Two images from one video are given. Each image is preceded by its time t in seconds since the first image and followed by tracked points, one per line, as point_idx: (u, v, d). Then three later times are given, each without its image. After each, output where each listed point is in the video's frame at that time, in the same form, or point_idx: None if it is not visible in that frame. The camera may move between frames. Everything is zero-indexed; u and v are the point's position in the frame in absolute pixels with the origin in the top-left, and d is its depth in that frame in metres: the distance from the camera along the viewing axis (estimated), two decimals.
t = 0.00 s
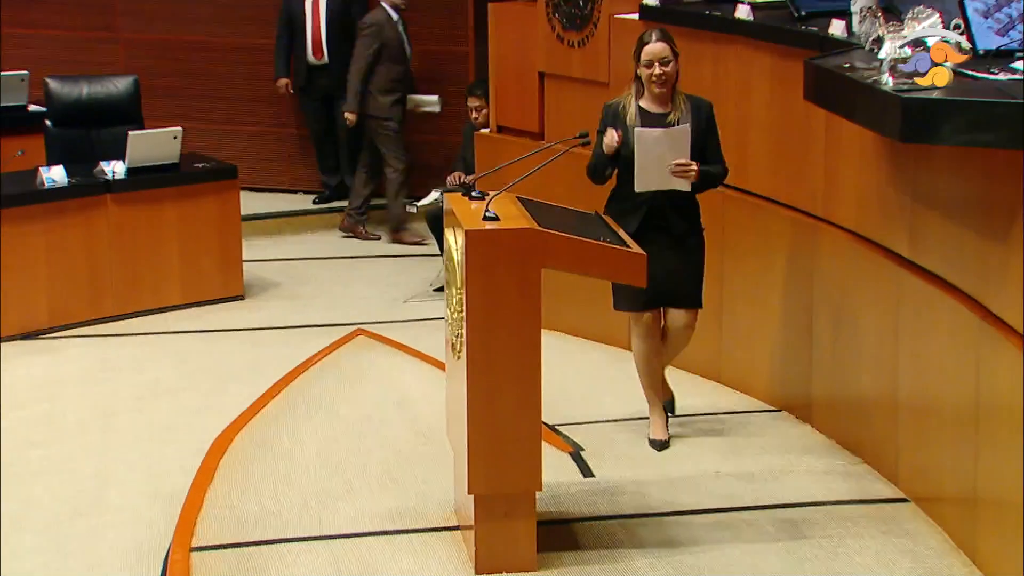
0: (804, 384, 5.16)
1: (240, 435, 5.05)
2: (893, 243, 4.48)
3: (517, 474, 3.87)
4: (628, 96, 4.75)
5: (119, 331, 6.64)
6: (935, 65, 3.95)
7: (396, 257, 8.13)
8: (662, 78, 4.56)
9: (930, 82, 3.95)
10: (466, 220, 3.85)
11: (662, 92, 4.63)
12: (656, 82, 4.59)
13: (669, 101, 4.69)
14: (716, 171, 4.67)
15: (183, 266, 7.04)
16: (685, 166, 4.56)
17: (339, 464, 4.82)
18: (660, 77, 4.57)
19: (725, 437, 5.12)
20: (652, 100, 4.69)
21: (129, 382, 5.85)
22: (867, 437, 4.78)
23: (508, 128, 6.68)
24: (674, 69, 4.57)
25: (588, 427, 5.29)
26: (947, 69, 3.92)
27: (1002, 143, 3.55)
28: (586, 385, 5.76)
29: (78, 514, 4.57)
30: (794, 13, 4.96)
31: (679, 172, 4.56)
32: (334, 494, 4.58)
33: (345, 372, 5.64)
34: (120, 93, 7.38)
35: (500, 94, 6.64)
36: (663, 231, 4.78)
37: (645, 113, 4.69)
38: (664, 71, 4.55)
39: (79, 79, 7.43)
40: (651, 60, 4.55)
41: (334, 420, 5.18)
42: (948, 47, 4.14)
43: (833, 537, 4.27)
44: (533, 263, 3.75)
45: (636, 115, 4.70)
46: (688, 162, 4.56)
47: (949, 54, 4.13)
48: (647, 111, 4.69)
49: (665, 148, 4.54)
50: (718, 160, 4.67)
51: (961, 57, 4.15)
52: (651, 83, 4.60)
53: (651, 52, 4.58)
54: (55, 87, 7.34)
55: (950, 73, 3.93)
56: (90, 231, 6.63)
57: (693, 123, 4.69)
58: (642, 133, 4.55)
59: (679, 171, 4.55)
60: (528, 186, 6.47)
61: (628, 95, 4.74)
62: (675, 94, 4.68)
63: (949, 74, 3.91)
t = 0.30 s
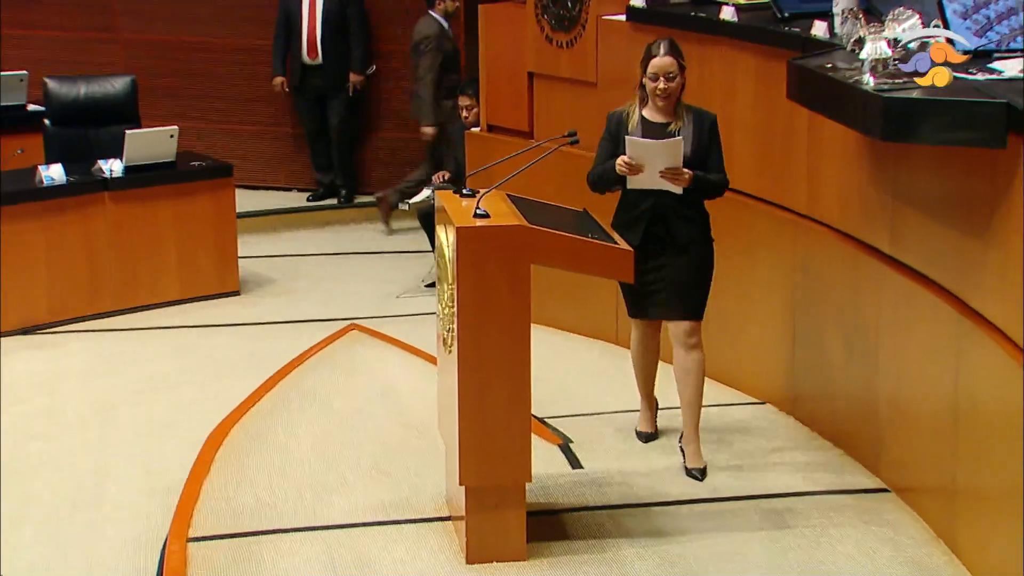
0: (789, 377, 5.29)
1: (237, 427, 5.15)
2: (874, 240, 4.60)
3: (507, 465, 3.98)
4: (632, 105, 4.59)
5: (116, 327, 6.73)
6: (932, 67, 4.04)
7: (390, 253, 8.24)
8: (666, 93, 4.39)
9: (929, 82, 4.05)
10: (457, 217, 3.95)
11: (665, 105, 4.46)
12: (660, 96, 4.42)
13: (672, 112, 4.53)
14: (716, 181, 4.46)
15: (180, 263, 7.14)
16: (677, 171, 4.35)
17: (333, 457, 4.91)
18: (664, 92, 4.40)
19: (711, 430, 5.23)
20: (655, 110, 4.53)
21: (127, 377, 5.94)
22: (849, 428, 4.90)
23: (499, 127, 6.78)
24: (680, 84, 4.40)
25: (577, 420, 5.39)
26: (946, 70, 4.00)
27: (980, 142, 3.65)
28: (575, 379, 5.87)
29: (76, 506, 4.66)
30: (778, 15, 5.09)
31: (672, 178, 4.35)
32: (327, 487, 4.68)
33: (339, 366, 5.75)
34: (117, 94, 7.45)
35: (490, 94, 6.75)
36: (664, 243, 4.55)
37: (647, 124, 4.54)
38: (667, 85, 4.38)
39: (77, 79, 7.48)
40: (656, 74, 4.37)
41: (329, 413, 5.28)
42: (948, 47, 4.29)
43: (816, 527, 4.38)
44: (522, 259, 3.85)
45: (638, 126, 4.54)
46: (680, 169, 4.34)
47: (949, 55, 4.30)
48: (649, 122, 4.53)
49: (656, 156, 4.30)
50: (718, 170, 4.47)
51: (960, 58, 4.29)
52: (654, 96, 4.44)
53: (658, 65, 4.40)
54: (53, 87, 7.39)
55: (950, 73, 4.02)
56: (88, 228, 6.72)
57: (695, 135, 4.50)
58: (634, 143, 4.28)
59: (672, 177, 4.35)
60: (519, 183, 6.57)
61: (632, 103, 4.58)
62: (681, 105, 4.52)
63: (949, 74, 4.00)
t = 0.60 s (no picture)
0: (774, 370, 5.38)
1: (232, 420, 5.24)
2: (857, 235, 4.69)
3: (498, 457, 4.07)
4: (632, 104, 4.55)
5: (112, 322, 6.82)
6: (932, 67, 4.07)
7: (383, 250, 8.34)
8: (654, 92, 4.34)
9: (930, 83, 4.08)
10: (448, 214, 4.03)
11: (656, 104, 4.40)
12: (650, 95, 4.37)
13: (667, 112, 4.46)
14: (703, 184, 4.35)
15: (175, 259, 7.22)
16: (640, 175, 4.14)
17: (327, 450, 5.00)
18: (652, 91, 4.35)
19: (698, 423, 5.32)
20: (652, 110, 4.47)
21: (123, 371, 6.03)
22: (832, 420, 4.99)
23: (489, 126, 6.87)
24: (669, 82, 4.33)
25: (567, 413, 5.48)
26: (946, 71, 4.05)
27: (963, 140, 3.74)
28: (565, 374, 5.96)
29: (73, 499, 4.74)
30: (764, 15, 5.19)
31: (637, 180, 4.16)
32: (320, 479, 4.76)
33: (332, 360, 5.83)
34: (114, 93, 7.54)
35: (482, 93, 6.84)
36: (651, 241, 4.48)
37: (641, 123, 4.48)
38: (655, 83, 4.32)
39: (74, 78, 7.58)
40: (645, 69, 4.32)
41: (323, 407, 5.37)
42: (949, 47, 4.33)
43: (801, 517, 4.48)
44: (513, 255, 3.93)
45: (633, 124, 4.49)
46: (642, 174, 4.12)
47: (950, 54, 4.32)
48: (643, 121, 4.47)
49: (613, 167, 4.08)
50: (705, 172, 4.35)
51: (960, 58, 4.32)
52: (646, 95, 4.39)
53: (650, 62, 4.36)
54: (49, 87, 7.50)
55: (950, 72, 4.05)
56: (85, 225, 6.80)
57: (685, 137, 4.41)
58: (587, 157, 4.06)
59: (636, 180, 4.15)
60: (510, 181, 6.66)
61: (632, 102, 4.54)
62: (676, 106, 4.43)
63: (949, 74, 4.03)
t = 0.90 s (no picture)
0: (761, 364, 5.49)
1: (230, 414, 5.34)
2: (841, 231, 4.80)
3: (489, 449, 4.17)
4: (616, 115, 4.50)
5: (111, 319, 6.92)
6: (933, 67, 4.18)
7: (377, 247, 8.45)
8: (631, 98, 4.31)
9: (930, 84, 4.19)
10: (441, 212, 4.13)
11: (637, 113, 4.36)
12: (629, 101, 4.33)
13: (651, 122, 4.41)
14: (686, 195, 4.30)
15: (172, 256, 7.32)
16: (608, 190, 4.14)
17: (321, 443, 5.10)
18: (631, 98, 4.31)
19: (686, 417, 5.42)
20: (635, 120, 4.42)
21: (122, 366, 6.13)
22: (818, 413, 5.10)
23: (481, 125, 6.98)
24: (649, 90, 4.30)
25: (558, 407, 5.58)
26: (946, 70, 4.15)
27: (943, 140, 3.85)
28: (555, 369, 6.06)
29: (74, 491, 4.84)
30: (749, 17, 5.30)
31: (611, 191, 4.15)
32: (314, 472, 4.87)
33: (327, 355, 5.93)
34: (113, 92, 7.65)
35: (473, 93, 6.95)
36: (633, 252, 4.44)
37: (624, 132, 4.43)
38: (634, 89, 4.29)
39: (74, 79, 7.68)
40: (625, 76, 4.29)
41: (318, 400, 5.47)
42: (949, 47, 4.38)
43: (786, 508, 4.59)
44: (504, 252, 4.04)
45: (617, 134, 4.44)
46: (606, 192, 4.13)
47: (949, 54, 4.36)
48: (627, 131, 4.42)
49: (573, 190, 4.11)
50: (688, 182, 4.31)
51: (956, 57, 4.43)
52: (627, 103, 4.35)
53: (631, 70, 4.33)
54: (49, 88, 7.59)
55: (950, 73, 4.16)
56: (84, 223, 6.90)
57: (668, 147, 4.36)
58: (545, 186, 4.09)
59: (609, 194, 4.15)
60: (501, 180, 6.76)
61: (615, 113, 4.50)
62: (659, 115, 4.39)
63: (949, 74, 4.14)
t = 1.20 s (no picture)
0: (749, 359, 5.58)
1: (225, 409, 5.42)
2: (827, 229, 4.89)
3: (480, 443, 4.26)
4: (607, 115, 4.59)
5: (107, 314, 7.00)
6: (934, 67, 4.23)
7: (371, 244, 8.53)
8: (611, 98, 4.39)
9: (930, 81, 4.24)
10: (433, 209, 4.21)
11: (620, 113, 4.44)
12: (611, 102, 4.42)
13: (636, 123, 4.48)
14: (666, 200, 4.34)
15: (168, 253, 7.40)
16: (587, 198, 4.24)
17: (315, 437, 5.19)
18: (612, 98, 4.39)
19: (674, 412, 5.51)
20: (622, 121, 4.50)
21: (120, 360, 6.22)
22: (804, 408, 5.19)
23: (472, 124, 7.07)
24: (629, 92, 4.38)
25: (548, 402, 5.67)
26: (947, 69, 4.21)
27: (924, 138, 3.94)
28: (546, 363, 6.15)
29: (73, 483, 4.93)
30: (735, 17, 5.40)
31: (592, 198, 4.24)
32: (308, 465, 4.95)
33: (321, 351, 6.02)
34: (109, 92, 7.73)
35: (465, 93, 7.04)
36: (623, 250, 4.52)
37: (609, 133, 4.52)
38: (614, 90, 4.36)
39: (70, 78, 7.75)
40: (607, 77, 4.38)
41: (313, 395, 5.56)
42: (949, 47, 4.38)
43: (771, 500, 4.68)
44: (494, 248, 4.12)
45: (603, 134, 4.53)
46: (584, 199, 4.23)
47: (949, 54, 4.36)
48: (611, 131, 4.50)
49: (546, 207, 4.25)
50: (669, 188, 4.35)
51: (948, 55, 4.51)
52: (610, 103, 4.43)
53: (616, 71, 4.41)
54: (48, 87, 7.63)
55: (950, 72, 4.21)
56: (81, 220, 6.98)
57: (646, 149, 4.41)
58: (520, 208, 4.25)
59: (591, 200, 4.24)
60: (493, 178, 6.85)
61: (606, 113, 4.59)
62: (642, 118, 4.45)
63: (949, 74, 4.20)
